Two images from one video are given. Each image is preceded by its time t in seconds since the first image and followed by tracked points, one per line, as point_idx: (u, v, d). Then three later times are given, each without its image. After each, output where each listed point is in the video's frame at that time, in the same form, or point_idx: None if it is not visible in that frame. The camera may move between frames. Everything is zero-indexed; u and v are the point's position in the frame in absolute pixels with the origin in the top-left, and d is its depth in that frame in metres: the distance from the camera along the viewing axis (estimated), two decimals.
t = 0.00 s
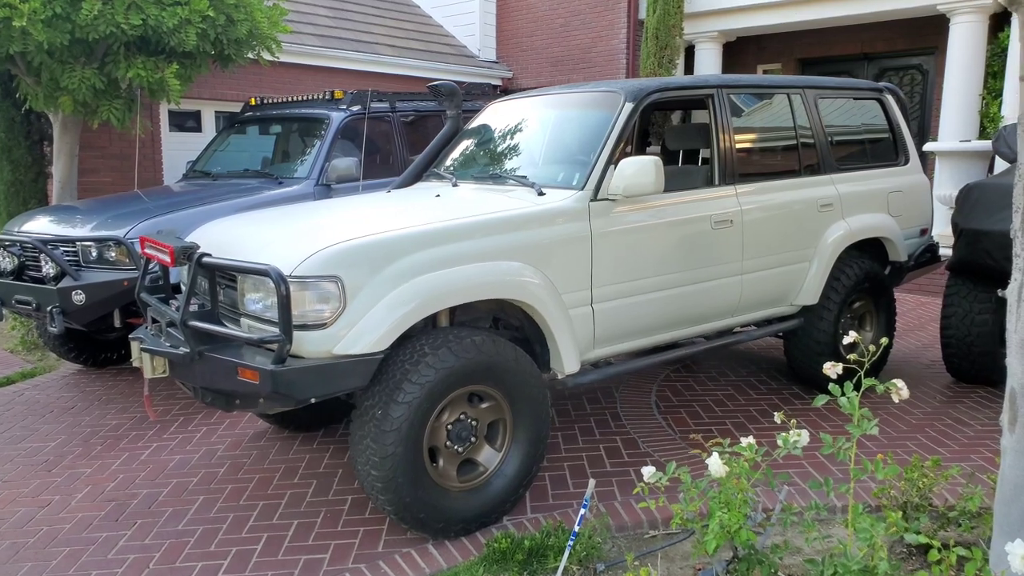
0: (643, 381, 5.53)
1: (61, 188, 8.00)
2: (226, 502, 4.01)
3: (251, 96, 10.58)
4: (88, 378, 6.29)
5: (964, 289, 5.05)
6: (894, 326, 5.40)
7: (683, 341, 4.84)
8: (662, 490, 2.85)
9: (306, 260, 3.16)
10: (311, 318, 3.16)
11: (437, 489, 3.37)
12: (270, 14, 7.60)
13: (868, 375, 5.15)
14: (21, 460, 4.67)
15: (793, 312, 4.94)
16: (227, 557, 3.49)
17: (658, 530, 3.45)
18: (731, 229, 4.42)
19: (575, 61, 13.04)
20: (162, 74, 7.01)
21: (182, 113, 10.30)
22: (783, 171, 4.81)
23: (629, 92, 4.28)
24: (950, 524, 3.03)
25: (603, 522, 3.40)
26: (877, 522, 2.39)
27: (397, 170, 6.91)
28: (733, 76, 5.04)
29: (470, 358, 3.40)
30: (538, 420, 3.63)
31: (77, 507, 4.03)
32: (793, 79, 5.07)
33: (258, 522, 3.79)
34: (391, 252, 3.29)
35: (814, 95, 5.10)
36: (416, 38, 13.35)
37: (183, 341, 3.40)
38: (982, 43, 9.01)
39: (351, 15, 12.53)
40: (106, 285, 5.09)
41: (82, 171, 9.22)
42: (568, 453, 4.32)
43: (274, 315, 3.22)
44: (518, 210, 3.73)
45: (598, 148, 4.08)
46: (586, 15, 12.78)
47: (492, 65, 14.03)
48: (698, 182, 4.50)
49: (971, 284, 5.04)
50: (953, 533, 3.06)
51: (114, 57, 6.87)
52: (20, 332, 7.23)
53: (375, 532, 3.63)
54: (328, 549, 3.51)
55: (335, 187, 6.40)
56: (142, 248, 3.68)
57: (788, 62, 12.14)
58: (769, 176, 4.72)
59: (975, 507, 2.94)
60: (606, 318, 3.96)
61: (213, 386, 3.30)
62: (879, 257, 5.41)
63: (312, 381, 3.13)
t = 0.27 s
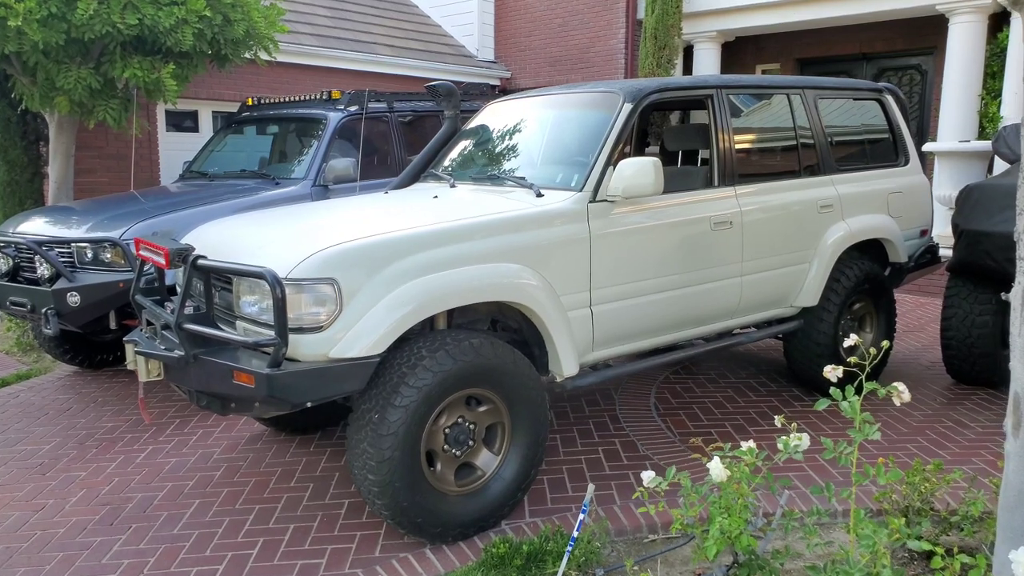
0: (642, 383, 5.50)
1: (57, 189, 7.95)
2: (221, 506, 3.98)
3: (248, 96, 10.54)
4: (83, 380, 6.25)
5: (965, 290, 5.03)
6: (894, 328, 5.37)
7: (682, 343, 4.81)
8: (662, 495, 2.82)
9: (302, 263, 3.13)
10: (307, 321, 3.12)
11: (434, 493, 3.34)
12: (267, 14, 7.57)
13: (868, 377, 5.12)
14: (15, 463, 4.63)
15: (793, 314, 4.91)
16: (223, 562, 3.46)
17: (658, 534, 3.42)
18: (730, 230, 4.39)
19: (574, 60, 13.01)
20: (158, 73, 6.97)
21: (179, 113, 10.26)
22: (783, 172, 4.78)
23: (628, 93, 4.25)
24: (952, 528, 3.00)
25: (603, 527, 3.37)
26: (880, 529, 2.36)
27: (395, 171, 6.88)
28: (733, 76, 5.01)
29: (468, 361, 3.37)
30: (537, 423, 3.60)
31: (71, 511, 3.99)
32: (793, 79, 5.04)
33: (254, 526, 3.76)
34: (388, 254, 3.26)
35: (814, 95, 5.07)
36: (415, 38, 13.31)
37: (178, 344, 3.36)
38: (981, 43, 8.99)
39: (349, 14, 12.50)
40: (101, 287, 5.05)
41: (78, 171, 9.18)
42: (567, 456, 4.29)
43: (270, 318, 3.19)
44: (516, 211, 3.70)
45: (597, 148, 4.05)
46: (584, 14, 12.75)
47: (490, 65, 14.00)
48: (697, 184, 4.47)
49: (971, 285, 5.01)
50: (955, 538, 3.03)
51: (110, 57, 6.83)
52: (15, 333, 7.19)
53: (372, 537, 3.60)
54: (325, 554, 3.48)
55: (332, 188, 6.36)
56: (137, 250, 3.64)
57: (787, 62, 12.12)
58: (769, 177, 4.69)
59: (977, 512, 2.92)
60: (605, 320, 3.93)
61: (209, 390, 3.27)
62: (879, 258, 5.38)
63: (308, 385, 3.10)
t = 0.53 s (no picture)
0: (642, 385, 5.48)
1: (54, 189, 7.92)
2: (220, 509, 3.96)
3: (246, 96, 10.51)
4: (81, 382, 6.23)
5: (966, 292, 5.01)
6: (895, 330, 5.36)
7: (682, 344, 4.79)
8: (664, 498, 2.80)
9: (301, 265, 3.10)
10: (306, 324, 3.10)
11: (434, 497, 3.32)
12: (266, 14, 7.54)
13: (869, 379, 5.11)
14: (12, 466, 4.61)
15: (794, 315, 4.89)
16: (221, 565, 3.43)
17: (659, 538, 3.40)
18: (731, 231, 4.37)
19: (573, 60, 12.99)
20: (156, 73, 6.94)
21: (177, 113, 10.23)
22: (785, 172, 4.76)
23: (629, 93, 4.23)
24: (956, 532, 2.98)
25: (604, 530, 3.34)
26: (885, 533, 2.33)
27: (394, 171, 6.86)
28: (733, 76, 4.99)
29: (468, 363, 3.35)
30: (537, 425, 3.58)
31: (69, 514, 3.97)
32: (794, 79, 5.02)
33: (254, 529, 3.73)
34: (388, 256, 3.24)
35: (815, 95, 5.05)
36: (413, 37, 13.29)
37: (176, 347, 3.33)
38: (981, 44, 8.98)
39: (347, 14, 12.47)
40: (99, 288, 5.03)
41: (76, 171, 9.16)
42: (567, 459, 4.27)
43: (269, 321, 3.16)
44: (517, 213, 3.67)
45: (597, 149, 4.03)
46: (583, 14, 12.74)
47: (489, 65, 13.98)
48: (698, 185, 4.45)
49: (972, 286, 4.99)
50: (958, 541, 3.01)
51: (107, 57, 6.81)
52: (12, 334, 7.17)
53: (371, 540, 3.58)
54: (324, 557, 3.45)
55: (331, 189, 6.34)
56: (135, 251, 3.61)
57: (786, 62, 12.11)
58: (770, 178, 4.67)
59: (983, 515, 2.89)
60: (606, 322, 3.91)
61: (207, 393, 3.24)
62: (880, 259, 5.37)
63: (308, 388, 3.07)
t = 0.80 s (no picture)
0: (642, 385, 5.46)
1: (52, 189, 7.90)
2: (218, 511, 3.93)
3: (244, 96, 10.49)
4: (78, 383, 6.20)
5: (967, 292, 4.99)
6: (895, 330, 5.34)
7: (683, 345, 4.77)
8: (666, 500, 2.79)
9: (300, 265, 3.08)
10: (305, 324, 3.08)
11: (434, 499, 3.30)
12: (264, 13, 7.51)
13: (869, 379, 5.09)
14: (10, 467, 4.58)
15: (794, 316, 4.87)
16: (220, 568, 3.41)
17: (660, 539, 3.39)
18: (732, 231, 4.35)
19: (572, 60, 12.98)
20: (154, 73, 6.92)
21: (174, 113, 10.20)
22: (785, 172, 4.74)
23: (629, 92, 4.21)
24: (958, 533, 2.96)
25: (605, 532, 3.33)
26: (890, 536, 2.31)
27: (392, 171, 6.83)
28: (734, 75, 4.97)
29: (469, 364, 3.33)
30: (538, 427, 3.56)
31: (66, 516, 3.94)
32: (795, 79, 5.00)
33: (252, 531, 3.71)
34: (387, 256, 3.22)
35: (815, 95, 5.03)
36: (412, 37, 13.26)
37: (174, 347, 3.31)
38: (980, 43, 8.98)
39: (346, 14, 12.44)
40: (96, 288, 5.00)
41: (73, 171, 9.13)
42: (568, 460, 4.25)
43: (268, 322, 3.14)
44: (517, 212, 3.65)
45: (597, 149, 4.01)
46: (582, 14, 12.73)
47: (488, 65, 13.96)
48: (698, 184, 4.43)
49: (973, 286, 4.98)
50: (960, 543, 2.99)
51: (105, 56, 6.78)
52: (10, 335, 7.15)
53: (371, 542, 3.55)
54: (324, 560, 3.43)
55: (329, 189, 6.32)
56: (133, 252, 3.59)
57: (785, 62, 12.11)
58: (771, 178, 4.65)
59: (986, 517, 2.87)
60: (606, 322, 3.89)
61: (206, 394, 3.22)
62: (881, 259, 5.35)
63: (307, 389, 3.05)
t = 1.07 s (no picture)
0: (642, 386, 5.44)
1: (49, 190, 7.88)
2: (215, 513, 3.91)
3: (242, 96, 10.46)
4: (76, 384, 6.18)
5: (968, 292, 4.97)
6: (896, 331, 5.32)
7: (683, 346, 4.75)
8: (667, 503, 2.77)
9: (297, 267, 3.06)
10: (303, 326, 3.05)
11: (433, 501, 3.28)
12: (262, 13, 7.47)
13: (870, 381, 5.07)
14: (6, 469, 4.56)
15: (795, 316, 4.85)
16: (217, 571, 3.38)
17: (661, 542, 3.38)
18: (732, 232, 4.32)
19: (571, 60, 12.95)
20: (152, 73, 6.89)
21: (173, 113, 10.17)
22: (786, 173, 4.72)
23: (629, 92, 4.18)
24: (961, 536, 2.94)
25: (605, 535, 3.31)
26: (894, 541, 2.28)
27: (391, 171, 6.81)
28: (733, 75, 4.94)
29: (468, 366, 3.30)
30: (537, 429, 3.54)
31: (62, 519, 3.92)
32: (795, 79, 4.98)
33: (250, 534, 3.68)
34: (386, 257, 3.19)
35: (816, 95, 5.01)
36: (411, 37, 13.24)
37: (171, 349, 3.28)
38: (980, 43, 8.95)
39: (344, 14, 12.41)
40: (92, 289, 4.97)
41: (71, 172, 9.11)
42: (567, 462, 4.23)
43: (265, 323, 3.11)
44: (516, 213, 3.63)
45: (597, 149, 3.98)
46: (581, 14, 12.71)
47: (487, 65, 13.94)
48: (698, 185, 4.41)
49: (974, 287, 4.96)
50: (962, 546, 2.97)
51: (103, 56, 6.75)
52: (7, 336, 7.13)
53: (369, 545, 3.52)
54: (322, 563, 3.41)
55: (328, 189, 6.29)
56: (129, 253, 3.56)
57: (784, 62, 12.10)
58: (771, 178, 4.63)
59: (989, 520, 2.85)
60: (607, 323, 3.86)
61: (202, 396, 3.19)
62: (881, 260, 5.33)
63: (305, 391, 3.02)
